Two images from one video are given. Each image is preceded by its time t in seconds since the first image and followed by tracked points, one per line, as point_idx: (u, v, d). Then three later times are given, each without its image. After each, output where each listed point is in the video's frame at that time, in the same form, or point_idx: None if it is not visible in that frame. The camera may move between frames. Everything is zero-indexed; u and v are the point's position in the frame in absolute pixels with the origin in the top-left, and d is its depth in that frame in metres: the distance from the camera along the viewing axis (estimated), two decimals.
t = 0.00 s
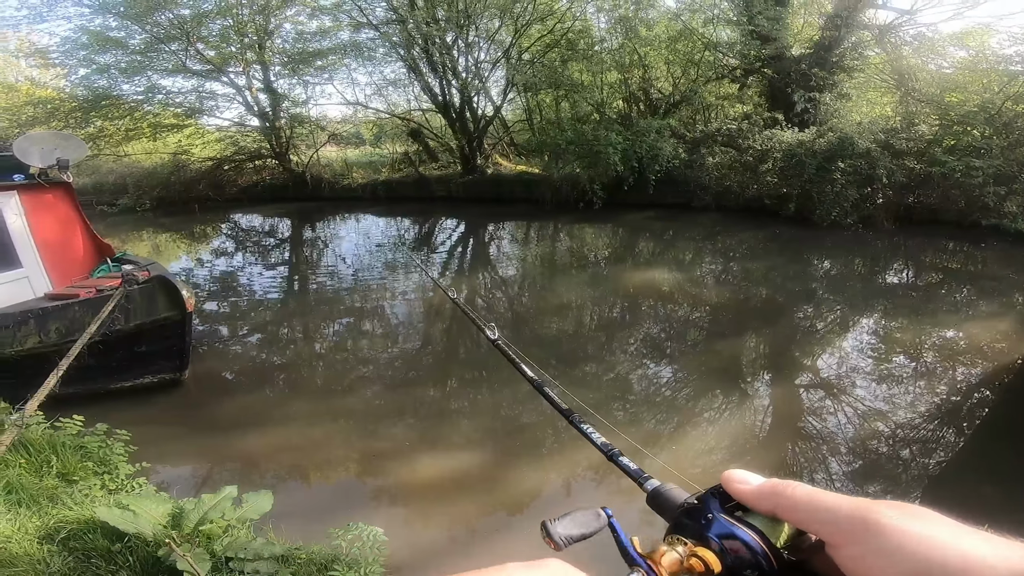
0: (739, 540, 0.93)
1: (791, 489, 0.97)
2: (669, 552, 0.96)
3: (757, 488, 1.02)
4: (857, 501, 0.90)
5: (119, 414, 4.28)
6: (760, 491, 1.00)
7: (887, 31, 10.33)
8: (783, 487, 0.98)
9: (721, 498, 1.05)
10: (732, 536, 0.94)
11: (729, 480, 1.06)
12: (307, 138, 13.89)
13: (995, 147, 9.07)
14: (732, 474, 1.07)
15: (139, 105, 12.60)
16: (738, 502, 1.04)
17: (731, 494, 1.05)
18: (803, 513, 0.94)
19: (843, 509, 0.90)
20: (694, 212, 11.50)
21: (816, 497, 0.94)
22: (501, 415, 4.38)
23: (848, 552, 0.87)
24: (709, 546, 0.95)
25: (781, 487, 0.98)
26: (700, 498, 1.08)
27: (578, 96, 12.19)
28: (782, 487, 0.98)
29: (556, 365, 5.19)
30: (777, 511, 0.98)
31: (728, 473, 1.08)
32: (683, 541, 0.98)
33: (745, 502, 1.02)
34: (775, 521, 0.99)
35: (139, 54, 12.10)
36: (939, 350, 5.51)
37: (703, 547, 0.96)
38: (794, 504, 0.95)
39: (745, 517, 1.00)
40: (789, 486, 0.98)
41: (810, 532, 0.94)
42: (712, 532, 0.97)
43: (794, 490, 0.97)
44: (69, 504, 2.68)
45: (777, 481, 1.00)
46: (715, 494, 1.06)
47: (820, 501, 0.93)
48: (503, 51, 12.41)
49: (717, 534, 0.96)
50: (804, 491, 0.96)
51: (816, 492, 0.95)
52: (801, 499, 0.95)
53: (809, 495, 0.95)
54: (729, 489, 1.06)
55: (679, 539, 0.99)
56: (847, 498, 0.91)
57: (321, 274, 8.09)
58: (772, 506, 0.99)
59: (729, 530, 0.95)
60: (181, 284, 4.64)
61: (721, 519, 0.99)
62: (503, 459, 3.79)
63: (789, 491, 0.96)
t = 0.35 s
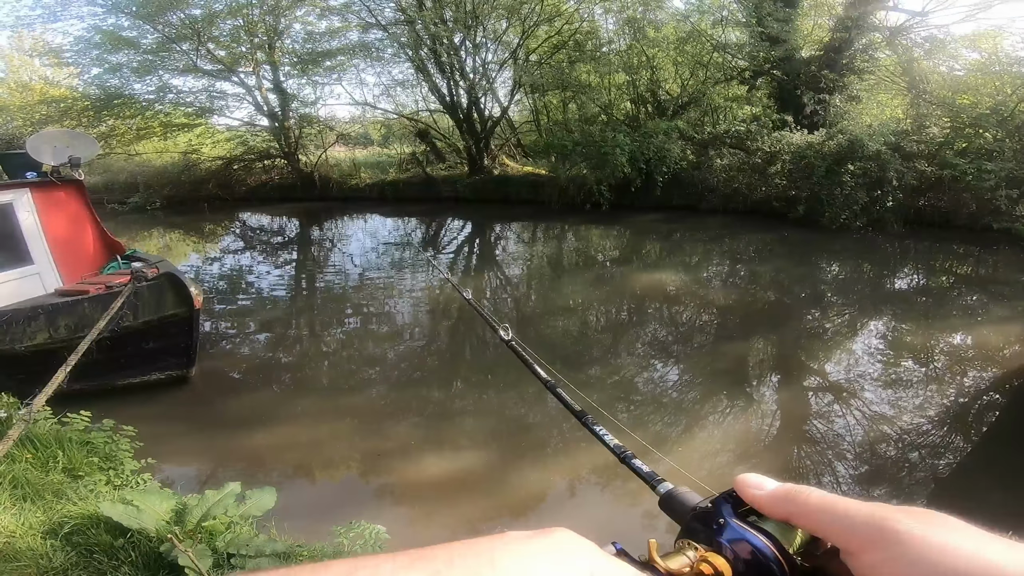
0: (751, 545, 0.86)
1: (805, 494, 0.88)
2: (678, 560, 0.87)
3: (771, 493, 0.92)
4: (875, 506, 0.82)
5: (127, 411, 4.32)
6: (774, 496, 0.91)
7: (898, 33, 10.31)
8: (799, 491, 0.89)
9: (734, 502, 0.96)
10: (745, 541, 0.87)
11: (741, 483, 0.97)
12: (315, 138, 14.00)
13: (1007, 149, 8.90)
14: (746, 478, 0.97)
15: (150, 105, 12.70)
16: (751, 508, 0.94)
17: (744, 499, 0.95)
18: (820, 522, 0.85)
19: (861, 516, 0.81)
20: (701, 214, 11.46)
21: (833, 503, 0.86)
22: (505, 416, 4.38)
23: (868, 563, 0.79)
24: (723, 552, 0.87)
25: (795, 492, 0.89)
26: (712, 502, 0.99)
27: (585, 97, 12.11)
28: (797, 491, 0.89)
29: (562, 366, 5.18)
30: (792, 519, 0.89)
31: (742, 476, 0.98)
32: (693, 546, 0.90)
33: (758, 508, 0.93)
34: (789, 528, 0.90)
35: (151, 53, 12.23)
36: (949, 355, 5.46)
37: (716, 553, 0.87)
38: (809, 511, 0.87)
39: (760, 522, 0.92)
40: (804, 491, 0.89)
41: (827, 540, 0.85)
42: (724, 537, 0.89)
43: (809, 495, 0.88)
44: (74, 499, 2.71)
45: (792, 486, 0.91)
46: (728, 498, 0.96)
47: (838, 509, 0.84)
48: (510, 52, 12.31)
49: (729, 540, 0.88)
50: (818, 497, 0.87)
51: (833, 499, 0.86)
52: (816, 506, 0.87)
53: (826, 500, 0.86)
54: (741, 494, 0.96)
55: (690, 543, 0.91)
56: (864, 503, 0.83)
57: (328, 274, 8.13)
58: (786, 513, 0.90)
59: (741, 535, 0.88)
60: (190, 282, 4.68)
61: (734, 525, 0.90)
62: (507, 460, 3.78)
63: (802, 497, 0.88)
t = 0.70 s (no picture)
0: (751, 542, 0.85)
1: (809, 491, 0.87)
2: (680, 554, 0.85)
3: (773, 489, 0.92)
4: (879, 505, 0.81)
5: (126, 407, 4.31)
6: (776, 493, 0.90)
7: (899, 34, 10.29)
8: (802, 489, 0.88)
9: (735, 499, 0.95)
10: (744, 538, 0.86)
11: (744, 480, 0.96)
12: (316, 135, 13.98)
13: (1008, 150, 8.87)
14: (748, 475, 0.96)
15: (151, 101, 12.70)
16: (753, 505, 0.94)
17: (746, 496, 0.94)
18: (823, 519, 0.84)
19: (864, 514, 0.80)
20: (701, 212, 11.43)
21: (837, 501, 0.85)
22: (504, 413, 4.37)
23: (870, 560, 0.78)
24: (723, 549, 0.86)
25: (798, 490, 0.89)
26: (713, 497, 0.98)
27: (585, 96, 12.24)
28: (801, 489, 0.89)
29: (562, 364, 5.17)
30: (795, 517, 0.88)
31: (744, 473, 0.97)
32: (694, 542, 0.89)
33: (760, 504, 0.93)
34: (791, 526, 0.89)
35: (151, 50, 12.21)
36: (948, 355, 5.45)
37: (716, 550, 0.86)
38: (811, 507, 0.86)
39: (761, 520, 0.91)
40: (808, 489, 0.88)
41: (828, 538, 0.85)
42: (725, 535, 0.88)
43: (812, 493, 0.87)
44: (72, 496, 2.70)
45: (794, 483, 0.90)
46: (728, 494, 0.96)
47: (840, 506, 0.83)
48: (511, 51, 12.30)
49: (729, 537, 0.87)
50: (822, 495, 0.86)
51: (837, 496, 0.85)
52: (819, 503, 0.86)
53: (828, 498, 0.86)
54: (744, 491, 0.95)
55: (691, 540, 0.90)
56: (867, 501, 0.82)
57: (328, 271, 8.13)
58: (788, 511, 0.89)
59: (741, 533, 0.87)
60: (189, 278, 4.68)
61: (735, 521, 0.89)
62: (505, 458, 3.78)
63: (806, 494, 0.87)
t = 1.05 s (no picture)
0: (748, 540, 0.86)
1: (807, 489, 0.87)
2: (677, 551, 0.87)
3: (769, 488, 0.91)
4: (875, 503, 0.81)
5: (120, 406, 4.28)
6: (773, 490, 0.90)
7: (895, 31, 10.24)
8: (799, 487, 0.88)
9: (732, 496, 0.95)
10: (741, 536, 0.87)
11: (741, 477, 0.96)
12: (311, 132, 13.94)
13: (1002, 147, 8.98)
14: (747, 472, 0.96)
15: (145, 98, 12.66)
16: (751, 502, 0.93)
17: (744, 494, 0.94)
18: (819, 518, 0.84)
19: (861, 512, 0.80)
20: (697, 209, 11.43)
21: (833, 499, 0.84)
22: (501, 410, 4.37)
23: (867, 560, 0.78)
24: (721, 547, 0.87)
25: (795, 488, 0.88)
26: (711, 494, 0.98)
27: (582, 93, 12.20)
28: (798, 487, 0.88)
29: (558, 361, 5.17)
30: (791, 515, 0.88)
31: (741, 470, 0.96)
32: (692, 541, 0.90)
33: (756, 501, 0.92)
34: (788, 524, 0.89)
35: (145, 47, 12.14)
36: (942, 351, 5.48)
37: (714, 548, 0.87)
38: (808, 506, 0.85)
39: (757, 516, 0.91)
40: (804, 486, 0.87)
41: (825, 535, 0.84)
42: (723, 532, 0.89)
43: (809, 491, 0.87)
44: (66, 495, 2.69)
45: (791, 481, 0.90)
46: (726, 492, 0.95)
47: (837, 504, 0.83)
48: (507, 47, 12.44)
49: (728, 535, 0.88)
50: (819, 494, 0.86)
51: (835, 495, 0.84)
52: (817, 501, 0.85)
53: (825, 496, 0.85)
54: (741, 488, 0.95)
55: (690, 537, 0.91)
56: (865, 500, 0.81)
57: (324, 268, 8.10)
58: (785, 508, 0.89)
59: (738, 531, 0.87)
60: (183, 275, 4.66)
61: (732, 519, 0.90)
62: (502, 455, 3.78)
63: (803, 492, 0.86)
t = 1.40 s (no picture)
0: (745, 542, 0.85)
1: (800, 492, 0.85)
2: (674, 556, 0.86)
3: (763, 491, 0.89)
4: (867, 505, 0.79)
5: (112, 404, 4.25)
6: (766, 493, 0.88)
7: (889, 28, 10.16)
8: (792, 490, 0.86)
9: (729, 501, 0.93)
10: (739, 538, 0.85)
11: (737, 481, 0.94)
12: (304, 128, 13.85)
13: (994, 145, 9.03)
14: (742, 476, 0.94)
15: (136, 95, 12.56)
16: (747, 507, 0.92)
17: (738, 497, 0.93)
18: (811, 520, 0.82)
19: (852, 513, 0.78)
20: (692, 205, 11.46)
21: (825, 501, 0.82)
22: (495, 406, 4.37)
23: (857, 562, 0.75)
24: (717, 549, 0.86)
25: (788, 491, 0.86)
26: (709, 498, 0.96)
27: (576, 89, 12.31)
28: (791, 490, 0.86)
29: (552, 357, 5.17)
30: (785, 517, 0.86)
31: (738, 474, 0.94)
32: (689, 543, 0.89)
33: (751, 505, 0.90)
34: (783, 526, 0.87)
35: (136, 44, 12.03)
36: (933, 347, 5.51)
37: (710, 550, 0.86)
38: (800, 508, 0.83)
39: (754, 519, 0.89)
40: (798, 490, 0.86)
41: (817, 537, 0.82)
42: (719, 534, 0.88)
43: (802, 494, 0.85)
44: (60, 493, 2.67)
45: (785, 485, 0.88)
46: (722, 497, 0.94)
47: (829, 506, 0.81)
48: (503, 43, 12.23)
49: (724, 537, 0.87)
50: (811, 497, 0.84)
51: (826, 497, 0.83)
52: (810, 504, 0.83)
53: (817, 498, 0.83)
54: (736, 492, 0.93)
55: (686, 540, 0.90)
56: (857, 502, 0.79)
57: (318, 264, 8.08)
58: (779, 511, 0.87)
59: (735, 533, 0.86)
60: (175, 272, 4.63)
61: (729, 522, 0.89)
62: (497, 450, 3.78)
63: (795, 495, 0.85)
